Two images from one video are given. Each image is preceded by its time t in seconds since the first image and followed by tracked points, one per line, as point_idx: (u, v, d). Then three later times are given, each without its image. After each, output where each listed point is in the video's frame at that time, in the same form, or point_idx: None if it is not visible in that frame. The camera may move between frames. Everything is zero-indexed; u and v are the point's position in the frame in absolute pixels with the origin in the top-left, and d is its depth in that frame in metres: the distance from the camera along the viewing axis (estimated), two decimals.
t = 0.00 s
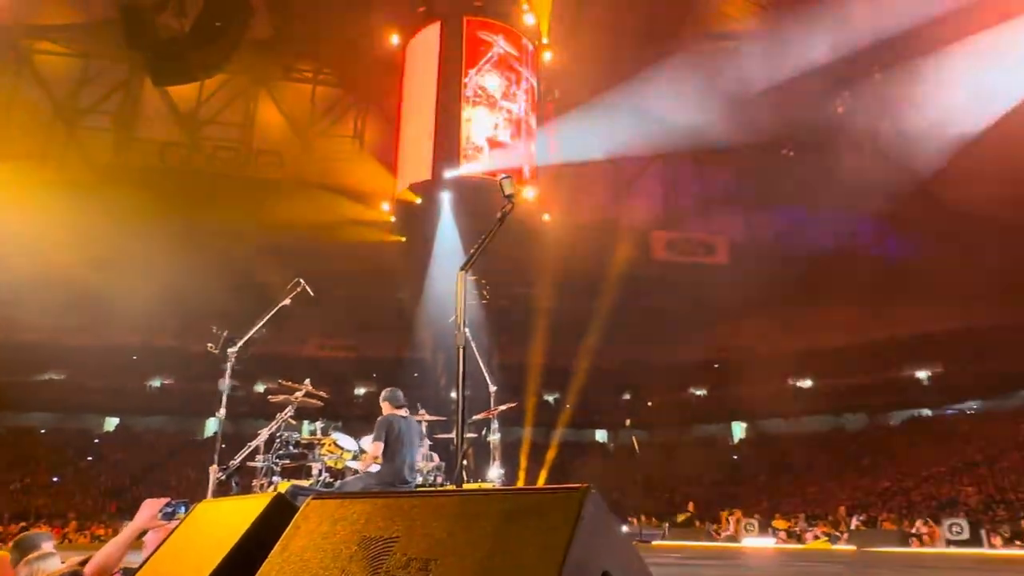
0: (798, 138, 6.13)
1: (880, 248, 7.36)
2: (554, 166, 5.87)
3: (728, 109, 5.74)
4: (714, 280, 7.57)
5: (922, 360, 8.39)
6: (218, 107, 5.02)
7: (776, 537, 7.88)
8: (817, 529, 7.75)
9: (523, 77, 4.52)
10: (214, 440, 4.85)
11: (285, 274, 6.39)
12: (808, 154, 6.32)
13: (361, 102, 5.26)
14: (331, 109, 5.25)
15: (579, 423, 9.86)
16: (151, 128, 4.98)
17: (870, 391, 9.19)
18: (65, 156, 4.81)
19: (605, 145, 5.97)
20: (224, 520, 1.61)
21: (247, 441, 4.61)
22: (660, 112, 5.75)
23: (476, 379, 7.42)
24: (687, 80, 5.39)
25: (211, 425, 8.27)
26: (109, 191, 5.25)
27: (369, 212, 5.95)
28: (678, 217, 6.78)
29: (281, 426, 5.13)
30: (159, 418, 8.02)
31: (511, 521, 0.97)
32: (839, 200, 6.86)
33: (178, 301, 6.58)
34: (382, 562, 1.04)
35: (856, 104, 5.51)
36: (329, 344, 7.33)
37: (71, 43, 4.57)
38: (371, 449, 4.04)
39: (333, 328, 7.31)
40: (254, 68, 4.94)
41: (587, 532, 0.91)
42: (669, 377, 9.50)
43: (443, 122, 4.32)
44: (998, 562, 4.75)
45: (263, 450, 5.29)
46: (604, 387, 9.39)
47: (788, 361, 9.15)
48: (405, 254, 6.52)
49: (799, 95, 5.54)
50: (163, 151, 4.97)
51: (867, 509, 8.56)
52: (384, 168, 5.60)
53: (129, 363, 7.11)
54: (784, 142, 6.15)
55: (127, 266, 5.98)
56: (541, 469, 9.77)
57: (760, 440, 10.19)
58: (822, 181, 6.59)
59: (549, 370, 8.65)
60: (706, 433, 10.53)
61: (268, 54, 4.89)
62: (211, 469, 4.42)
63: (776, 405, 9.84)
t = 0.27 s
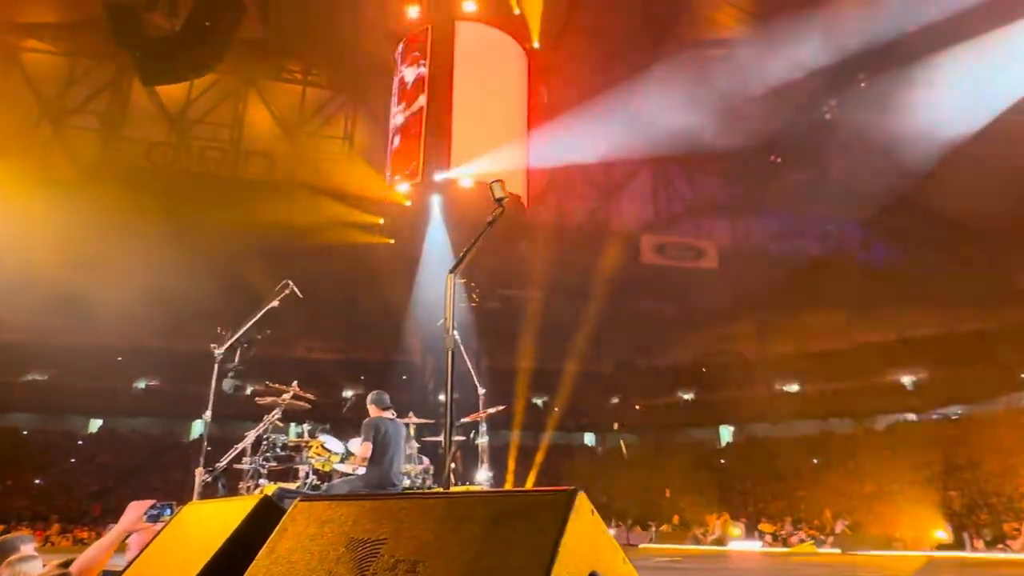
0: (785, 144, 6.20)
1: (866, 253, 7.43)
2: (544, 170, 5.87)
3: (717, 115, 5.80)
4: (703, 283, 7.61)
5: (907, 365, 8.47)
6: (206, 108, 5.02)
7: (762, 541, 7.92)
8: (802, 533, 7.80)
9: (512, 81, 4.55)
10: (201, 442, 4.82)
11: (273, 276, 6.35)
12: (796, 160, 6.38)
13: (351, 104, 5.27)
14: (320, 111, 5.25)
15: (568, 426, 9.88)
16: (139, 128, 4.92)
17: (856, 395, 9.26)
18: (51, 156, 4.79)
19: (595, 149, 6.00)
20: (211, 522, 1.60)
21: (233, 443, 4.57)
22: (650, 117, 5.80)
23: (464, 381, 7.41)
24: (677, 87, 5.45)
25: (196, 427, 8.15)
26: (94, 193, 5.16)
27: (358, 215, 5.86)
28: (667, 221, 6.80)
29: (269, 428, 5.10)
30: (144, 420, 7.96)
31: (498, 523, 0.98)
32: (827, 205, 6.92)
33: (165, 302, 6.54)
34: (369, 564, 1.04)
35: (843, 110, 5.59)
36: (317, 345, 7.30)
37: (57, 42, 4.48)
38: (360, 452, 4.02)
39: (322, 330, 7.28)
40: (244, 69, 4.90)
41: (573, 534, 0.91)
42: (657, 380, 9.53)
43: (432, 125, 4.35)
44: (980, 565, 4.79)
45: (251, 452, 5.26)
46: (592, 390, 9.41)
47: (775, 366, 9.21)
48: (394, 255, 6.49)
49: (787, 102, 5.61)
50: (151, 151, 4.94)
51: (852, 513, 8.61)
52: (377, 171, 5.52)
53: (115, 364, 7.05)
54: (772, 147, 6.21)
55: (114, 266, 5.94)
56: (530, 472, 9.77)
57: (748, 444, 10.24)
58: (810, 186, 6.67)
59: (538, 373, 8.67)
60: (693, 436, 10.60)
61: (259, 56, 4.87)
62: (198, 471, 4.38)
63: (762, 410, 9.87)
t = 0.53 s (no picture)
0: (776, 146, 6.24)
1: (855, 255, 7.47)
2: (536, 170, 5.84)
3: (709, 116, 5.83)
4: (693, 284, 7.63)
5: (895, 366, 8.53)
6: (197, 104, 5.11)
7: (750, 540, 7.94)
8: (791, 533, 7.82)
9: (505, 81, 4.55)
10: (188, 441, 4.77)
11: (262, 275, 6.31)
12: (787, 163, 6.41)
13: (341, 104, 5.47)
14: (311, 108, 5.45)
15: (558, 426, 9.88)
16: (130, 124, 4.95)
17: (845, 396, 9.32)
18: (38, 153, 4.74)
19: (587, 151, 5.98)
20: (198, 519, 1.59)
21: (221, 442, 4.54)
22: (641, 116, 5.86)
23: (454, 381, 7.39)
24: (666, 86, 5.52)
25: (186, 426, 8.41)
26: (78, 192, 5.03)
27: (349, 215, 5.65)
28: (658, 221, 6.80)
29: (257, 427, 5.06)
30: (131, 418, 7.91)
31: (486, 520, 0.98)
32: (817, 207, 6.96)
33: (153, 299, 6.49)
34: (357, 561, 1.04)
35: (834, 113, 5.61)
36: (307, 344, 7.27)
37: (51, 35, 4.62)
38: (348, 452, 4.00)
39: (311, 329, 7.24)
40: (238, 66, 5.15)
41: (563, 531, 0.91)
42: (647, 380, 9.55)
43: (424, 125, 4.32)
44: (964, 565, 4.78)
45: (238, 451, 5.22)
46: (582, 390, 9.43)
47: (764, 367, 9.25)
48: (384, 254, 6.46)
49: (778, 104, 5.65)
50: (141, 147, 4.94)
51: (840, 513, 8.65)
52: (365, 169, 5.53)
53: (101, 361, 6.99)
54: (763, 149, 6.24)
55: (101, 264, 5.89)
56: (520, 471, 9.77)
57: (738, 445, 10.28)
58: (799, 188, 6.74)
59: (529, 373, 8.67)
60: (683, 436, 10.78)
61: (247, 50, 5.06)
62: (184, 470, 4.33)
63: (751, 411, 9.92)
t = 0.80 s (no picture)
0: (766, 150, 6.41)
1: (844, 260, 7.54)
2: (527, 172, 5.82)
3: (702, 122, 5.96)
4: (684, 288, 7.67)
5: (882, 370, 8.60)
6: (189, 104, 5.10)
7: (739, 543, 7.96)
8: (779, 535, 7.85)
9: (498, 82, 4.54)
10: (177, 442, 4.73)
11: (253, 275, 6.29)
12: (778, 167, 6.55)
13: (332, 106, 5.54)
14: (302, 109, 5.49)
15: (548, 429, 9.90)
16: (117, 123, 4.91)
17: (833, 400, 9.38)
18: (24, 153, 4.67)
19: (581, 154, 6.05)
20: (189, 521, 1.58)
21: (211, 442, 4.51)
22: (636, 122, 5.97)
23: (444, 383, 7.38)
24: (661, 93, 5.61)
25: (173, 427, 8.63)
26: (64, 189, 4.89)
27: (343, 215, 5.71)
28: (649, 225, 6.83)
29: (247, 428, 5.03)
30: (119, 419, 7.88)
31: (480, 522, 0.97)
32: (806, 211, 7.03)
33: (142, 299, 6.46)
34: (351, 563, 1.03)
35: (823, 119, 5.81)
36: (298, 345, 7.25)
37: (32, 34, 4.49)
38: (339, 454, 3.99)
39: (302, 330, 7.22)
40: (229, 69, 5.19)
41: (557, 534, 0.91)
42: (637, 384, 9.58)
43: (416, 128, 4.33)
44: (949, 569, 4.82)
45: (227, 452, 5.18)
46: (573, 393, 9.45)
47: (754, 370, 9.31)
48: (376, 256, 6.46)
49: (768, 111, 5.80)
50: (129, 147, 4.89)
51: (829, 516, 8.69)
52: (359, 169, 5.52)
53: (89, 361, 6.95)
54: (753, 153, 6.44)
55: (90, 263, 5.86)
56: (509, 473, 9.77)
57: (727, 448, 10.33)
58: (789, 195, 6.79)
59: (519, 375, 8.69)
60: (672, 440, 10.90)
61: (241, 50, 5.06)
62: (173, 472, 4.29)
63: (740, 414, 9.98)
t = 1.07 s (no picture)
0: (754, 153, 6.44)
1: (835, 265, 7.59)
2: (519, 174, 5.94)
3: (692, 124, 5.97)
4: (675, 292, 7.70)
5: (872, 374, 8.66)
6: (179, 105, 5.17)
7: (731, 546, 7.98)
8: (770, 539, 7.88)
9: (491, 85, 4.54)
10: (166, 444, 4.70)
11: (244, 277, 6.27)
12: (766, 170, 6.58)
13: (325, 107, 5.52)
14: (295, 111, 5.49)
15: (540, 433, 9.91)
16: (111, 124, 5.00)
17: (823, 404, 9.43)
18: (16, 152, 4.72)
19: (571, 154, 6.12)
20: (177, 522, 1.57)
21: (201, 444, 4.47)
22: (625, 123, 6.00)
23: (437, 385, 7.37)
24: (650, 96, 5.62)
25: (162, 430, 8.69)
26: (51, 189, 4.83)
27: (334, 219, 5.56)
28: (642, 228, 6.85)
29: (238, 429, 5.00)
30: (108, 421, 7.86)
31: (471, 520, 0.97)
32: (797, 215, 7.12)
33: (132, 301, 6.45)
34: (342, 561, 1.03)
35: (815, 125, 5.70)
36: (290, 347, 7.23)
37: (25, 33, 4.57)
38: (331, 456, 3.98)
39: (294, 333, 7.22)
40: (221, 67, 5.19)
41: (548, 532, 0.91)
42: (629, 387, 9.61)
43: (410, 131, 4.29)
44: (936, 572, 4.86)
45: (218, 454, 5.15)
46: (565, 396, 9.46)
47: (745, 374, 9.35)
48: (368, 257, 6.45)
49: (757, 115, 5.80)
50: (120, 147, 4.94)
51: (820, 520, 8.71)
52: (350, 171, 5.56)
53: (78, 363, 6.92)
54: (742, 156, 6.47)
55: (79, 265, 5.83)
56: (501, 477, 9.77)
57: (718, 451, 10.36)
58: (780, 197, 6.85)
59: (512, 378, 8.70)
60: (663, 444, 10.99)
61: (233, 51, 5.10)
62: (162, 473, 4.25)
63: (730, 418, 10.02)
